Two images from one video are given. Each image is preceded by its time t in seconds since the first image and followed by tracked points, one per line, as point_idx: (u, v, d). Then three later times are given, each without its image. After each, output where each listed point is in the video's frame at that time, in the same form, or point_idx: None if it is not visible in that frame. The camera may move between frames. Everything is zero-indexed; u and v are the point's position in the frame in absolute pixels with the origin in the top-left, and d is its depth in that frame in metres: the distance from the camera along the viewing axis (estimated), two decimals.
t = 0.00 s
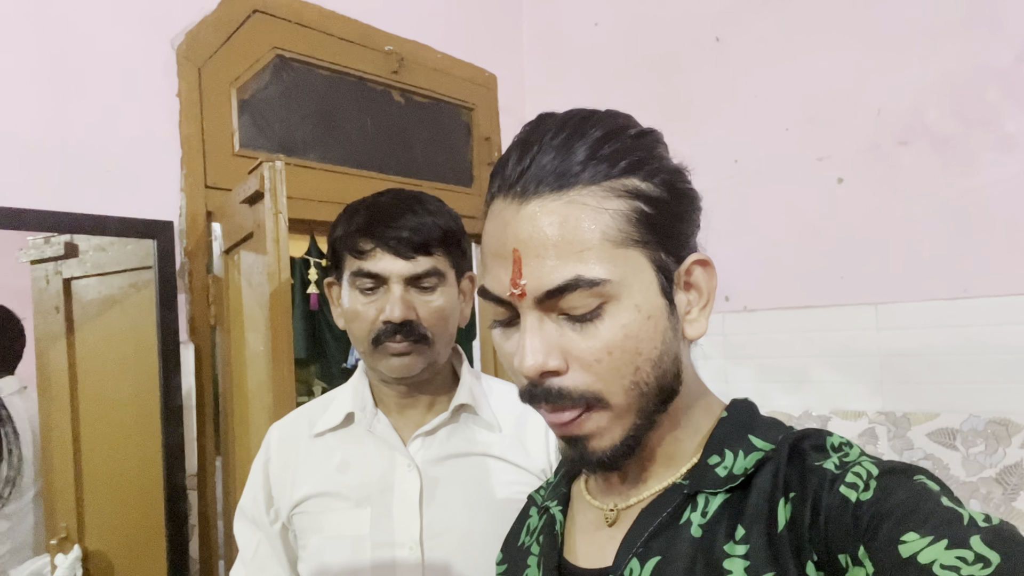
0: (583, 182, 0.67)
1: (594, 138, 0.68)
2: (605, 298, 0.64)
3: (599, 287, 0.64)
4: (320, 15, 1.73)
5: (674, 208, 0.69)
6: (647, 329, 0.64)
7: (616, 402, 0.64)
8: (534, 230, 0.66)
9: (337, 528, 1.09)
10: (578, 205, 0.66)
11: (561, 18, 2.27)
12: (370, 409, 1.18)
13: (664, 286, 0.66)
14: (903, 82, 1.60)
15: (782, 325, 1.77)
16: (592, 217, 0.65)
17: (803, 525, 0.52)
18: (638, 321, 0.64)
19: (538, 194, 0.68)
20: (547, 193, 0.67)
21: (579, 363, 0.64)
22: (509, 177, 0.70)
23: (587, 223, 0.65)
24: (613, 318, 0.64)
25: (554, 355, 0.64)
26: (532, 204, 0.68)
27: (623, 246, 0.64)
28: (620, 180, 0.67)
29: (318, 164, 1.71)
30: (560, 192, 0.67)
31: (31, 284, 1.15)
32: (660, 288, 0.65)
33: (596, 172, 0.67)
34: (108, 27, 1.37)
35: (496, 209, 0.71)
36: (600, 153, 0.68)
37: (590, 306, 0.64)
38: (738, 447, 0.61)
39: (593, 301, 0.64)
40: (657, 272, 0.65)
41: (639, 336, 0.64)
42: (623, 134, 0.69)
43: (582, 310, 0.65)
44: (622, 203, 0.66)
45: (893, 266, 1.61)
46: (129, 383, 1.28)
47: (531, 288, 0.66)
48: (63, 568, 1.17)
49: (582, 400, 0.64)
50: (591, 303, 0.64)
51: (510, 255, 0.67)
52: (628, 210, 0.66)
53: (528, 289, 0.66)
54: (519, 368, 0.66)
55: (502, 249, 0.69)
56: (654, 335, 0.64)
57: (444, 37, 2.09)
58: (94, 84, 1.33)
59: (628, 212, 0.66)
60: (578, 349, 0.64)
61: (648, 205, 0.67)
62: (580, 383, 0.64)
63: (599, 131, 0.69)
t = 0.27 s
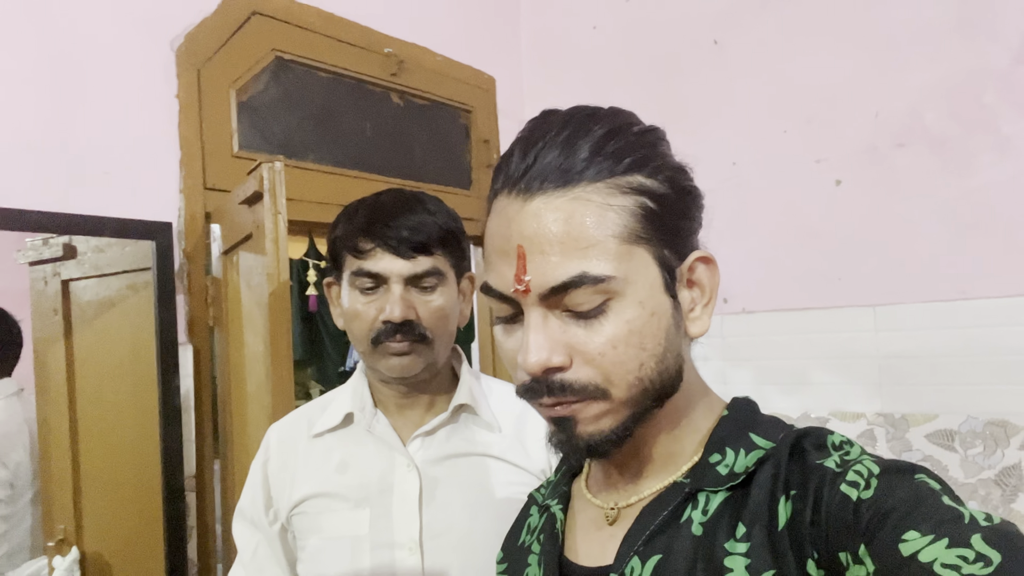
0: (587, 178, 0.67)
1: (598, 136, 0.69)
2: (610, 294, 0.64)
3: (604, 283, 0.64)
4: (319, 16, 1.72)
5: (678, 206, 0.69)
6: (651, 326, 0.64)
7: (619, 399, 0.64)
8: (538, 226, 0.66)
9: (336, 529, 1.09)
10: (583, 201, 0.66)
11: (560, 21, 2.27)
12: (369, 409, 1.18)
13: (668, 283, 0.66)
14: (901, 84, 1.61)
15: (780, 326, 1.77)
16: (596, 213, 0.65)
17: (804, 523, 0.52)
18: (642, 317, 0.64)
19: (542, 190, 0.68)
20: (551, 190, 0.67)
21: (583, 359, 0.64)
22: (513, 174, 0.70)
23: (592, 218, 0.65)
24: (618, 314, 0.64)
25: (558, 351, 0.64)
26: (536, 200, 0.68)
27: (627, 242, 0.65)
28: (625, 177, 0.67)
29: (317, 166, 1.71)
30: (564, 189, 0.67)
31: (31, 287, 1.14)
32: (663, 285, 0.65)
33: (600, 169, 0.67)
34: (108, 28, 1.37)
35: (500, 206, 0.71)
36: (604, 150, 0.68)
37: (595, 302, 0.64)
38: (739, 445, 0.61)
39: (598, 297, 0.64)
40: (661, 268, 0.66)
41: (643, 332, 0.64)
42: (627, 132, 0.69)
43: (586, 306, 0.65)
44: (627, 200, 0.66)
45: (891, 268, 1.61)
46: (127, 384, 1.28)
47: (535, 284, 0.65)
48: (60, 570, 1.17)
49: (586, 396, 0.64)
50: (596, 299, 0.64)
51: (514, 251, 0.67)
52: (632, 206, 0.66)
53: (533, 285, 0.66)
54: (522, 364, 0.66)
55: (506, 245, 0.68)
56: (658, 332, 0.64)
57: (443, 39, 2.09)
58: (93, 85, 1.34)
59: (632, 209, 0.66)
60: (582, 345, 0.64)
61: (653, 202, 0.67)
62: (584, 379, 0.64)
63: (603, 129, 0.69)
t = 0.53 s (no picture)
0: (591, 177, 0.68)
1: (602, 136, 0.69)
2: (614, 291, 0.65)
3: (608, 280, 0.64)
4: (321, 21, 1.73)
5: (681, 206, 0.69)
6: (654, 324, 0.64)
7: (622, 397, 0.64)
8: (543, 224, 0.67)
9: (337, 531, 1.09)
10: (587, 199, 0.67)
11: (562, 25, 2.28)
12: (370, 411, 1.18)
13: (672, 282, 0.66)
14: (901, 88, 1.61)
15: (782, 330, 1.77)
16: (600, 212, 0.66)
17: (802, 524, 0.52)
18: (646, 316, 0.64)
19: (547, 188, 0.68)
20: (555, 188, 0.68)
21: (587, 357, 0.64)
22: (517, 173, 0.71)
23: (596, 217, 0.65)
24: (621, 312, 0.64)
25: (563, 349, 0.65)
26: (541, 198, 0.68)
27: (631, 240, 0.65)
28: (628, 176, 0.68)
29: (318, 170, 1.72)
30: (568, 187, 0.68)
31: (32, 290, 1.16)
32: (667, 284, 0.66)
33: (604, 168, 0.68)
34: (112, 33, 1.38)
35: (504, 204, 0.71)
36: (607, 150, 0.69)
37: (599, 300, 0.65)
38: (738, 446, 0.61)
39: (602, 295, 0.65)
40: (664, 268, 0.66)
41: (646, 331, 0.64)
42: (631, 133, 0.70)
43: (590, 304, 0.65)
44: (630, 199, 0.67)
45: (892, 273, 1.61)
46: (129, 388, 1.28)
47: (541, 281, 0.66)
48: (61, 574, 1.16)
49: (590, 395, 0.64)
50: (600, 296, 0.65)
51: (518, 248, 0.68)
52: (636, 205, 0.66)
53: (538, 283, 0.66)
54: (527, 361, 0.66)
55: (511, 243, 0.69)
56: (660, 331, 0.65)
57: (445, 44, 2.10)
58: (96, 89, 1.35)
59: (636, 208, 0.66)
60: (586, 343, 0.64)
61: (656, 201, 0.67)
62: (588, 376, 0.64)
63: (607, 129, 0.69)
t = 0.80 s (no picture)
0: (591, 177, 0.68)
1: (602, 137, 0.70)
2: (612, 290, 0.65)
3: (606, 279, 0.64)
4: (320, 27, 1.74)
5: (680, 208, 0.70)
6: (652, 324, 0.65)
7: (619, 395, 0.64)
8: (542, 222, 0.67)
9: (335, 534, 1.09)
10: (587, 198, 0.67)
11: (561, 32, 2.29)
12: (369, 414, 1.19)
13: (670, 283, 0.66)
14: (898, 96, 1.62)
15: (780, 336, 1.78)
16: (600, 210, 0.66)
17: (800, 527, 0.52)
18: (644, 315, 0.64)
19: (547, 187, 0.69)
20: (555, 187, 0.68)
21: (584, 355, 0.64)
22: (517, 173, 0.71)
23: (595, 215, 0.66)
24: (619, 311, 0.64)
25: (559, 346, 0.65)
26: (541, 197, 0.68)
27: (630, 240, 0.65)
28: (628, 177, 0.68)
29: (318, 175, 1.72)
30: (568, 186, 0.68)
31: (31, 294, 1.15)
32: (665, 284, 0.66)
33: (604, 169, 0.68)
34: (113, 38, 1.38)
35: (504, 202, 0.72)
36: (607, 150, 0.69)
37: (596, 298, 0.65)
38: (737, 449, 0.61)
39: (600, 293, 0.65)
40: (663, 268, 0.66)
41: (644, 330, 0.64)
42: (631, 134, 0.70)
43: (588, 302, 0.65)
44: (630, 199, 0.67)
45: (890, 279, 1.62)
46: (127, 393, 1.28)
47: (539, 279, 0.66)
48: None
49: (586, 392, 0.64)
50: (598, 294, 0.65)
51: (517, 246, 0.68)
52: (635, 205, 0.67)
53: (536, 280, 0.66)
54: (524, 359, 0.66)
55: (510, 240, 0.69)
56: (659, 330, 0.65)
57: (444, 50, 2.11)
58: (97, 94, 1.35)
59: (634, 208, 0.67)
60: (583, 341, 0.64)
61: (655, 202, 0.68)
62: (585, 374, 0.64)
63: (607, 131, 0.70)
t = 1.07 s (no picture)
0: (593, 171, 0.69)
1: (606, 132, 0.70)
2: (612, 282, 0.65)
3: (607, 271, 0.65)
4: (321, 32, 1.74)
5: (683, 204, 0.70)
6: (653, 317, 0.65)
7: (620, 387, 0.65)
8: (545, 214, 0.68)
9: (336, 534, 1.09)
10: (589, 191, 0.67)
11: (560, 38, 2.30)
12: (370, 414, 1.18)
13: (671, 277, 0.67)
14: (896, 101, 1.63)
15: (779, 340, 1.78)
16: (601, 203, 0.66)
17: (806, 523, 0.52)
18: (645, 307, 0.65)
19: (549, 180, 0.69)
20: (558, 180, 0.69)
21: (585, 347, 0.65)
22: (521, 166, 0.72)
23: (597, 208, 0.66)
24: (620, 303, 0.65)
25: (560, 338, 0.65)
26: (543, 189, 0.69)
27: (631, 233, 0.66)
28: (630, 172, 0.69)
29: (318, 178, 1.72)
30: (571, 179, 0.69)
31: (30, 296, 1.16)
32: (666, 279, 0.66)
33: (606, 163, 0.69)
34: (115, 41, 1.39)
35: (508, 196, 0.72)
36: (610, 145, 0.70)
37: (597, 290, 0.65)
38: (742, 446, 0.61)
39: (601, 285, 0.65)
40: (664, 262, 0.66)
41: (644, 323, 0.64)
42: (634, 130, 0.71)
43: (589, 294, 0.66)
44: (632, 192, 0.67)
45: (888, 283, 1.62)
46: (126, 395, 1.28)
47: (540, 270, 0.66)
48: None
49: (587, 384, 0.64)
50: (599, 286, 0.65)
51: (519, 237, 0.68)
52: (637, 199, 0.67)
53: (537, 271, 0.66)
54: (525, 350, 0.67)
55: (513, 232, 0.69)
56: (660, 324, 0.65)
57: (444, 55, 2.12)
58: (98, 96, 1.35)
59: (636, 202, 0.67)
60: (584, 334, 0.65)
61: (657, 197, 0.68)
62: (585, 366, 0.64)
63: (611, 126, 0.71)
